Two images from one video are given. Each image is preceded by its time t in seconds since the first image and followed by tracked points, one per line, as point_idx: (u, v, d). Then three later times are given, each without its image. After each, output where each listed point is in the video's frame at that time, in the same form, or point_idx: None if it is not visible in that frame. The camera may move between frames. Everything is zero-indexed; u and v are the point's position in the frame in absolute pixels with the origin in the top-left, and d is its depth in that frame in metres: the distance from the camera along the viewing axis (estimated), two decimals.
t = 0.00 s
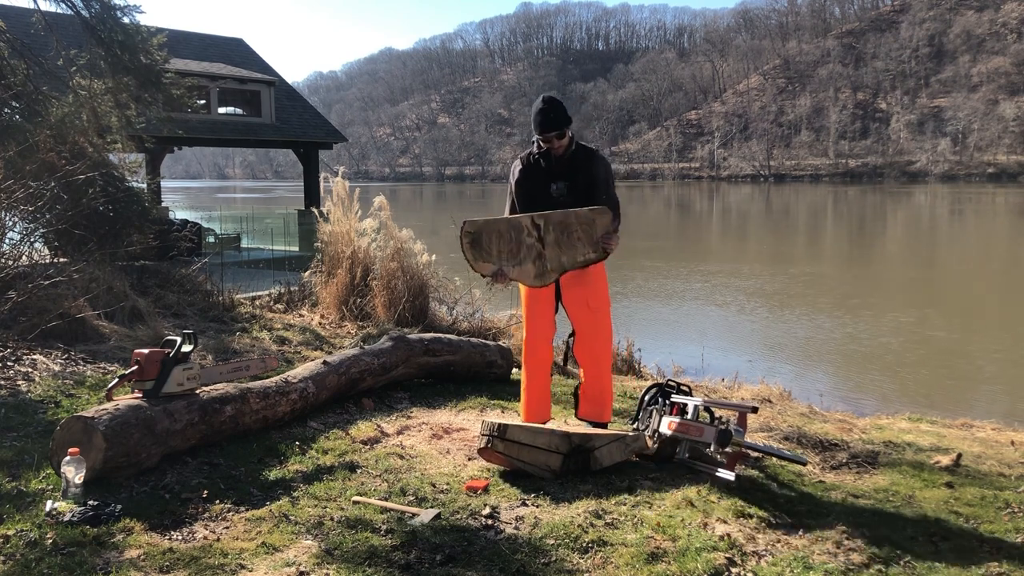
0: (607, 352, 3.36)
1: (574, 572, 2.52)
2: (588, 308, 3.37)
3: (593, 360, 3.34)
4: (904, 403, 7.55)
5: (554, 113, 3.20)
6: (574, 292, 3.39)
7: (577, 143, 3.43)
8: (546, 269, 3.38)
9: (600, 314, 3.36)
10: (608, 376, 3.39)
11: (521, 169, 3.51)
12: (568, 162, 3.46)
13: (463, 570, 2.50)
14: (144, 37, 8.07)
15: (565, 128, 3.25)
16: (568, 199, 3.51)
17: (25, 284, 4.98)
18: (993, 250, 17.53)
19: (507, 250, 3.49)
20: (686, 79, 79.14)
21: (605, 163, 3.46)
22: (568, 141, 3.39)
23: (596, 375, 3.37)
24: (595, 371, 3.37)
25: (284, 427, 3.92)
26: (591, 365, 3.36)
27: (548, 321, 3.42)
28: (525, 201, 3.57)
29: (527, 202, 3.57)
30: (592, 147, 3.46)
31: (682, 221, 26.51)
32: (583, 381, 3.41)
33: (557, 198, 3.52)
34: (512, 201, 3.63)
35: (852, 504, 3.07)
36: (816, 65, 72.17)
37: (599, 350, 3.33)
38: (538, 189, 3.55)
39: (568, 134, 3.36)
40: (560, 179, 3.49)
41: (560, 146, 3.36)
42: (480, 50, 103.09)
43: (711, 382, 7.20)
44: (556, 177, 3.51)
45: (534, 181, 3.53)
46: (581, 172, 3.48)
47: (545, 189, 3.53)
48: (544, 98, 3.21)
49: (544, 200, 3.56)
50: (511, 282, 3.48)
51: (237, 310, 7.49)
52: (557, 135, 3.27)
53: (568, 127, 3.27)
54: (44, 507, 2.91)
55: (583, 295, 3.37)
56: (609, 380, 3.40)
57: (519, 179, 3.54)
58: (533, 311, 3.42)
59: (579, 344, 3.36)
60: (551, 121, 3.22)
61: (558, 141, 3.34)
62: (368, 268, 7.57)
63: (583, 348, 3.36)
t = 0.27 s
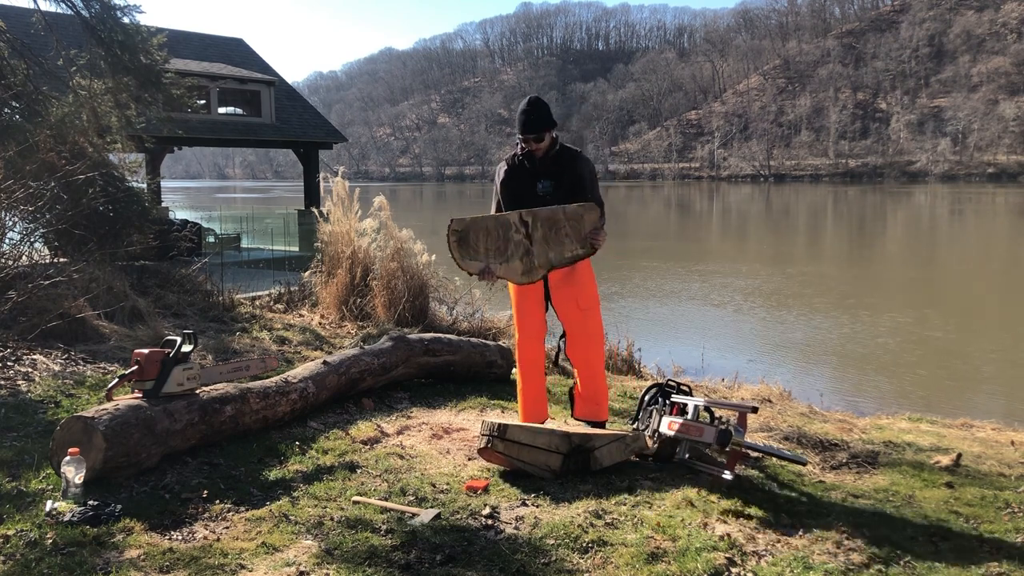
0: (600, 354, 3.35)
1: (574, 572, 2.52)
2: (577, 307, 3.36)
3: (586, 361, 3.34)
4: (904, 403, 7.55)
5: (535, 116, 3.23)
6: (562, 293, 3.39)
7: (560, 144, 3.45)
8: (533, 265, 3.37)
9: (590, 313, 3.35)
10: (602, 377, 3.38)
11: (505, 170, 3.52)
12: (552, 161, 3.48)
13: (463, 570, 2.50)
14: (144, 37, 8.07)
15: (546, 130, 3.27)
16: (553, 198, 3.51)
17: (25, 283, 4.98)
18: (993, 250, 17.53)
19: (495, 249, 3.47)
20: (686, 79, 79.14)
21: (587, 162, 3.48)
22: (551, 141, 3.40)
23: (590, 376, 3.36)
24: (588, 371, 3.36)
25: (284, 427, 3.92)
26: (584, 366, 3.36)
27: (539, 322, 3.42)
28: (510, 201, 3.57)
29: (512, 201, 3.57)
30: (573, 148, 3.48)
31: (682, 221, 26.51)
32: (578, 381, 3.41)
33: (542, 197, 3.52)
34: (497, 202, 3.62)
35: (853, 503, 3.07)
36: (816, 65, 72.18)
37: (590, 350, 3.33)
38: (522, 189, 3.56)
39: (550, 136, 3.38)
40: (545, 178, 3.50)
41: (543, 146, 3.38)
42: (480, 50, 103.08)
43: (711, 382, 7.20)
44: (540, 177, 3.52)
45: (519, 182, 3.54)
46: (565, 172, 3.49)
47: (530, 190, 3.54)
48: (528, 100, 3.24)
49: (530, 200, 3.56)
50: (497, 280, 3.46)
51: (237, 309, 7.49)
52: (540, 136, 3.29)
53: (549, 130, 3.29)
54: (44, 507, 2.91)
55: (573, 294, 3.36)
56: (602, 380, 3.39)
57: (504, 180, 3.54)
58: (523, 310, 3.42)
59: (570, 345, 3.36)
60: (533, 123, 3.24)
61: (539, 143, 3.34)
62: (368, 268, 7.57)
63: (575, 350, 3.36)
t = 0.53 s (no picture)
0: (596, 353, 3.34)
1: (574, 572, 2.51)
2: (572, 308, 3.35)
3: (582, 361, 3.33)
4: (904, 403, 7.54)
5: (524, 116, 3.24)
6: (556, 293, 3.37)
7: (551, 143, 3.45)
8: (526, 262, 3.37)
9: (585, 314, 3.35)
10: (599, 378, 3.38)
11: (497, 170, 3.53)
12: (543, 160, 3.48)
13: (463, 570, 2.50)
14: (144, 37, 8.07)
15: (534, 130, 3.28)
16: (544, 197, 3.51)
17: (25, 283, 4.98)
18: (992, 250, 17.54)
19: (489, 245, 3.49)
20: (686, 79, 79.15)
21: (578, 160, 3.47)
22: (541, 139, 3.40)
23: (587, 376, 3.35)
24: (585, 371, 3.35)
25: (284, 427, 3.92)
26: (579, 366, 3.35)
27: (535, 320, 3.41)
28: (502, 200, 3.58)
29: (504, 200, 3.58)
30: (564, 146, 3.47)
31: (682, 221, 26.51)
32: (575, 381, 3.40)
33: (534, 196, 3.52)
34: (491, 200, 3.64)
35: (853, 503, 3.06)
36: (816, 65, 72.18)
37: (586, 350, 3.32)
38: (514, 189, 3.56)
39: (540, 135, 3.38)
40: (536, 178, 3.50)
41: (533, 145, 3.38)
42: (480, 50, 103.07)
43: (711, 382, 7.20)
44: (532, 176, 3.52)
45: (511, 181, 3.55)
46: (556, 172, 3.49)
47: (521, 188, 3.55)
48: (517, 99, 3.25)
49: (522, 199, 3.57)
50: (491, 276, 3.47)
51: (237, 310, 7.49)
52: (529, 135, 3.30)
53: (538, 129, 3.30)
54: (44, 507, 2.91)
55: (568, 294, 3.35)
56: (598, 379, 3.38)
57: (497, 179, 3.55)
58: (518, 306, 3.42)
59: (565, 344, 3.36)
60: (522, 122, 3.25)
61: (529, 143, 3.35)
62: (368, 268, 7.57)
63: (571, 349, 3.35)
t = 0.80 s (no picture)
0: (595, 353, 3.34)
1: (574, 572, 2.51)
2: (571, 308, 3.34)
3: (582, 361, 3.33)
4: (904, 403, 7.55)
5: (523, 115, 3.24)
6: (554, 292, 3.37)
7: (548, 143, 3.45)
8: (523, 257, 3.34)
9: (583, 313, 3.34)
10: (599, 377, 3.38)
11: (496, 169, 3.53)
12: (541, 160, 3.47)
13: (463, 570, 2.50)
14: (144, 37, 8.07)
15: (533, 129, 3.28)
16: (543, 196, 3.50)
17: (24, 283, 4.98)
18: (992, 250, 17.54)
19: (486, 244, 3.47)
20: (686, 79, 79.18)
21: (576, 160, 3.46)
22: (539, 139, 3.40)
23: (587, 375, 3.35)
24: (585, 370, 3.35)
25: (284, 427, 3.92)
26: (578, 365, 3.35)
27: (533, 320, 3.41)
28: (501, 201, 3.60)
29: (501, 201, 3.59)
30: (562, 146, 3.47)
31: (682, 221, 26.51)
32: (575, 381, 3.40)
33: (531, 196, 3.52)
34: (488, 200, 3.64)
35: (852, 503, 3.06)
36: (816, 65, 72.22)
37: (586, 350, 3.32)
38: (511, 189, 3.56)
39: (537, 135, 3.38)
40: (533, 178, 3.49)
41: (531, 144, 3.37)
42: (480, 50, 103.10)
43: (711, 382, 7.20)
44: (530, 177, 3.52)
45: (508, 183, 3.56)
46: (553, 172, 3.48)
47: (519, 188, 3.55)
48: (513, 99, 3.25)
49: (520, 198, 3.57)
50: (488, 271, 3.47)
51: (237, 309, 7.49)
52: (525, 136, 3.30)
53: (537, 128, 3.31)
54: (44, 507, 2.91)
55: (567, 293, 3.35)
56: (600, 379, 3.38)
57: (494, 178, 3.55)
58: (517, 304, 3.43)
59: (565, 344, 3.35)
60: (518, 122, 3.25)
61: (528, 143, 3.36)
62: (368, 268, 7.57)
63: (571, 349, 3.34)
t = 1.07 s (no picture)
0: (595, 353, 3.34)
1: (574, 572, 2.51)
2: (571, 308, 3.35)
3: (582, 361, 3.34)
4: (904, 403, 7.55)
5: (523, 115, 3.24)
6: (554, 292, 3.37)
7: (548, 143, 3.45)
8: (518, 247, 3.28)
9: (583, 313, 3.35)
10: (599, 377, 3.38)
11: (495, 169, 3.53)
12: (540, 160, 3.46)
13: (463, 570, 2.50)
14: (144, 37, 8.07)
15: (533, 128, 3.28)
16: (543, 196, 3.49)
17: (25, 283, 4.98)
18: (992, 250, 17.53)
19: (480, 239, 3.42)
20: (686, 79, 79.18)
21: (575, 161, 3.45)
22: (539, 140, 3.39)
23: (587, 375, 3.35)
24: (585, 371, 3.35)
25: (284, 427, 3.92)
26: (578, 365, 3.35)
27: (533, 319, 3.42)
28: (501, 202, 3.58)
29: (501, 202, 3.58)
30: (562, 146, 3.46)
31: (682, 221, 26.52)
32: (574, 380, 3.40)
33: (531, 196, 3.51)
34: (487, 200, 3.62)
35: (853, 504, 3.06)
36: (816, 65, 72.21)
37: (586, 350, 3.32)
38: (509, 189, 3.56)
39: (537, 136, 3.37)
40: (533, 178, 3.49)
41: (530, 144, 3.36)
42: (480, 50, 103.11)
43: (710, 382, 7.20)
44: (529, 177, 3.51)
45: (508, 183, 3.55)
46: (553, 172, 3.48)
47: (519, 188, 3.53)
48: (514, 100, 3.25)
49: (520, 199, 3.55)
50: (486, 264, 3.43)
51: (237, 309, 7.49)
52: (525, 136, 3.30)
53: (537, 128, 3.30)
54: (44, 507, 2.91)
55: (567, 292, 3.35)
56: (600, 379, 3.39)
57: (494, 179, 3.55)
58: (517, 303, 3.42)
59: (565, 344, 3.35)
60: (518, 122, 3.25)
61: (529, 143, 3.36)
62: (368, 268, 7.57)
63: (571, 349, 3.34)
